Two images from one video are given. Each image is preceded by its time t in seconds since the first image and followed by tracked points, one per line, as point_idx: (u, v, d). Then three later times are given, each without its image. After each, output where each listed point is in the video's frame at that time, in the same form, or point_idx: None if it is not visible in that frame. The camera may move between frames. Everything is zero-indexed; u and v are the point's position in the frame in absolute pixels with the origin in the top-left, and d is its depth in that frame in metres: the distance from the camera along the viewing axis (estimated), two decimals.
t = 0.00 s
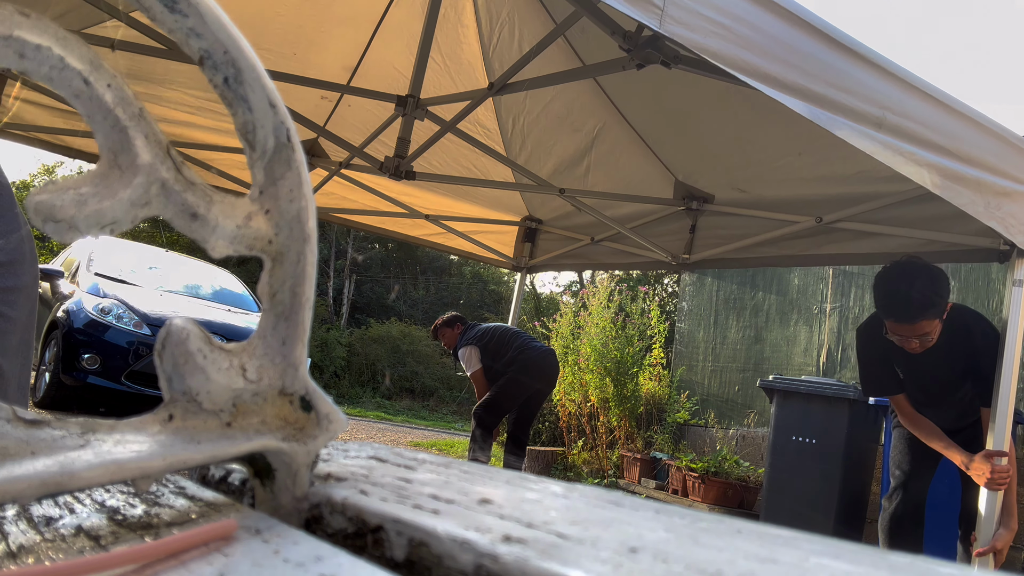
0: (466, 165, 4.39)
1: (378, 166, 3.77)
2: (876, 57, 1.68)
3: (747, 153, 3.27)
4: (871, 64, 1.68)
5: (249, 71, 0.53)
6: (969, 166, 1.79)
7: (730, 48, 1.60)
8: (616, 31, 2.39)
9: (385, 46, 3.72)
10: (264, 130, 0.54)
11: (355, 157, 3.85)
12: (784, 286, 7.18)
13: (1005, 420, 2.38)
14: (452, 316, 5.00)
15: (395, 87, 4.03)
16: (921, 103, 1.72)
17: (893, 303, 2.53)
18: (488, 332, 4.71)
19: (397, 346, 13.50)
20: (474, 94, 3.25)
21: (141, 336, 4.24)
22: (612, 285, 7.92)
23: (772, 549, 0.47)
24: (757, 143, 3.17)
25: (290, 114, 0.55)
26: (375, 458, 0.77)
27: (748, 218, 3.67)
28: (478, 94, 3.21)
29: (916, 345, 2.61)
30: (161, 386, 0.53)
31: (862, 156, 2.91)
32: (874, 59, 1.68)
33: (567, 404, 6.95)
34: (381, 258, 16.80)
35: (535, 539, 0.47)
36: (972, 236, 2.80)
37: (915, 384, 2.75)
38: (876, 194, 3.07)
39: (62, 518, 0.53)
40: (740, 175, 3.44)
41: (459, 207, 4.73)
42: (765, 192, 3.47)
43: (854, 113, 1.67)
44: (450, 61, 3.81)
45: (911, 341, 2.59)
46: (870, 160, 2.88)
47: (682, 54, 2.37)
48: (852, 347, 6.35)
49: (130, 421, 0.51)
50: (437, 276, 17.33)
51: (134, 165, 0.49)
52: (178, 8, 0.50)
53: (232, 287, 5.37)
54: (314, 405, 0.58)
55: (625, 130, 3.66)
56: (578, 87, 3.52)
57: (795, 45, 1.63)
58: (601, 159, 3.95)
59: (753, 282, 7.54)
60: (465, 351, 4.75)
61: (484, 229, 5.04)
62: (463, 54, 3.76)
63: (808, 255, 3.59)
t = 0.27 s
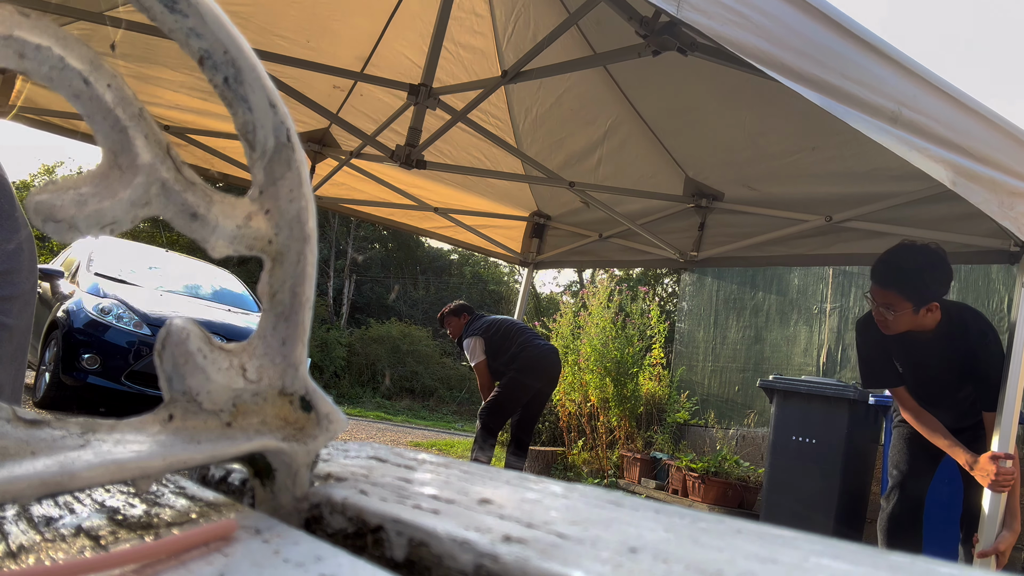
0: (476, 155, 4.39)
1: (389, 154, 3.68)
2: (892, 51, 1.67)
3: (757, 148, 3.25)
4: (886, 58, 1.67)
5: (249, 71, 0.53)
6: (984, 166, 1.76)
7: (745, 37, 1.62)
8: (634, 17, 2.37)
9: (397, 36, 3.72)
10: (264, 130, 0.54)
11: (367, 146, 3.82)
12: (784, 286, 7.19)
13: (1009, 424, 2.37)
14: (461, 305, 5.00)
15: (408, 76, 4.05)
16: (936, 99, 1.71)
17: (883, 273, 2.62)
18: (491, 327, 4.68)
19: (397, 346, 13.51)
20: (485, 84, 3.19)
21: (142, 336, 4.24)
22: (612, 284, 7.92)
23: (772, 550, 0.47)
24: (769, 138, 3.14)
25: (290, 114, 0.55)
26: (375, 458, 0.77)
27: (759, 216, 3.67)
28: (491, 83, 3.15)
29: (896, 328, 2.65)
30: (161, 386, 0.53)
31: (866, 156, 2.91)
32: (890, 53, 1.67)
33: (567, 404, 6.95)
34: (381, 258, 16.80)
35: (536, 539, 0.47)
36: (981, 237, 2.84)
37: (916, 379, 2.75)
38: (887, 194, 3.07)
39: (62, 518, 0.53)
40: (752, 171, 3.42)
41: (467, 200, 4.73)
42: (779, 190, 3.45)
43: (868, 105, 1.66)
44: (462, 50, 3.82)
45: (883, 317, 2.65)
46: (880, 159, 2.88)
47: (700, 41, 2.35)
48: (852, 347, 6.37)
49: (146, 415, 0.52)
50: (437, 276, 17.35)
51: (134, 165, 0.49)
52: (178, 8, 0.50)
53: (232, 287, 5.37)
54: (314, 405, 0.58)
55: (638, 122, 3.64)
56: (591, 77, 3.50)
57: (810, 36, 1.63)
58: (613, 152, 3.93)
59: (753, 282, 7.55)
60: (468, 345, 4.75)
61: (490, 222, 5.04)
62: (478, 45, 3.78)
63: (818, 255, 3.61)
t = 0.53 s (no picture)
0: (480, 157, 4.38)
1: (396, 151, 3.66)
2: (898, 55, 1.67)
3: (761, 152, 3.24)
4: (892, 62, 1.67)
5: (249, 71, 0.53)
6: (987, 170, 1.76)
7: (752, 36, 1.62)
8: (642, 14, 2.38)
9: (406, 38, 3.73)
10: (264, 131, 0.54)
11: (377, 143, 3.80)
12: (784, 286, 7.20)
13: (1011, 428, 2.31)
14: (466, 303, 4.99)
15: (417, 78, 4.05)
16: (942, 104, 1.71)
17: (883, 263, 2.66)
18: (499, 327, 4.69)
19: (397, 346, 13.51)
20: (494, 83, 3.18)
21: (142, 336, 4.24)
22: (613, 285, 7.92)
23: (772, 550, 0.47)
24: (775, 141, 3.13)
25: (290, 114, 0.55)
26: (375, 458, 0.77)
27: (766, 221, 3.65)
28: (499, 81, 3.14)
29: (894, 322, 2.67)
30: (161, 386, 0.53)
31: (866, 158, 2.91)
32: (896, 57, 1.67)
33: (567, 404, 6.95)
34: (381, 258, 16.80)
35: (536, 539, 0.47)
36: (983, 242, 2.86)
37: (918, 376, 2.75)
38: (891, 198, 3.08)
39: (62, 518, 0.53)
40: (757, 175, 3.42)
41: (474, 201, 4.74)
42: (782, 195, 3.46)
43: (875, 109, 1.66)
44: (470, 53, 3.82)
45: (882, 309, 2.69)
46: (883, 162, 2.88)
47: (707, 40, 2.36)
48: (852, 347, 6.40)
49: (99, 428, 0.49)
50: (437, 276, 17.35)
51: (134, 165, 0.49)
52: (178, 9, 0.50)
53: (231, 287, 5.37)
54: (314, 405, 0.58)
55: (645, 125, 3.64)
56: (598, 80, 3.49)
57: (815, 38, 1.63)
58: (619, 154, 3.92)
59: (753, 283, 7.56)
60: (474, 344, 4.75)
61: (493, 224, 5.04)
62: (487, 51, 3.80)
63: (822, 261, 3.61)
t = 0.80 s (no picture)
0: (482, 157, 4.38)
1: (395, 150, 3.63)
2: (893, 53, 1.67)
3: (762, 151, 3.24)
4: (887, 60, 1.67)
5: (249, 70, 0.53)
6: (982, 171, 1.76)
7: (745, 35, 1.63)
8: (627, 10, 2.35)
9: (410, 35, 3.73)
10: (264, 130, 0.54)
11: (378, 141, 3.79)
12: (784, 286, 7.20)
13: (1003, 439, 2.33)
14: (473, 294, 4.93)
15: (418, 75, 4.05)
16: (937, 103, 1.70)
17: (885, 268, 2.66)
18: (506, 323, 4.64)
19: (397, 346, 13.51)
20: (489, 79, 3.19)
21: (142, 336, 4.24)
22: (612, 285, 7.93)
23: (773, 550, 0.47)
24: (776, 141, 3.13)
25: (290, 114, 0.55)
26: (375, 458, 0.77)
27: (769, 223, 3.64)
28: (493, 79, 3.14)
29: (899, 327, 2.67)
30: (161, 386, 0.53)
31: (866, 159, 2.91)
32: (892, 55, 1.66)
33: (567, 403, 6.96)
34: (380, 258, 16.79)
35: (536, 539, 0.47)
36: (984, 246, 2.83)
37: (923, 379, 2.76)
38: (891, 199, 3.07)
39: (62, 518, 0.53)
40: (759, 175, 3.42)
41: (479, 202, 4.75)
42: (780, 195, 3.46)
43: (867, 108, 1.66)
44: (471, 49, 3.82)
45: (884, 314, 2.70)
46: (882, 165, 2.88)
47: (693, 34, 2.34)
48: (852, 346, 6.41)
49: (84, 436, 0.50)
50: (437, 276, 17.36)
51: (134, 166, 0.49)
52: (178, 8, 0.50)
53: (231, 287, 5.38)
54: (314, 405, 0.58)
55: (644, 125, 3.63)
56: (598, 78, 3.49)
57: (811, 36, 1.63)
58: (619, 155, 3.92)
59: (753, 283, 7.57)
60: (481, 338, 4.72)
61: (494, 224, 5.04)
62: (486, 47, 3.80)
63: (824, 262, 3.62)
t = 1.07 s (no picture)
0: (476, 158, 4.38)
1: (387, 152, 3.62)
2: (891, 54, 1.67)
3: (757, 153, 3.25)
4: (884, 62, 1.67)
5: (249, 70, 0.53)
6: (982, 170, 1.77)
7: (740, 35, 1.62)
8: (626, 10, 2.34)
9: (402, 33, 3.71)
10: (264, 131, 0.54)
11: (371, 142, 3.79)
12: (784, 286, 7.19)
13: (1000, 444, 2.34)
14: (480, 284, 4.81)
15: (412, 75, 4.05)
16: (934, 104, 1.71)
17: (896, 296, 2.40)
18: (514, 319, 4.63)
19: (397, 346, 13.51)
20: (483, 80, 3.19)
21: (142, 336, 4.24)
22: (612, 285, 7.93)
23: (774, 550, 0.47)
24: (771, 144, 3.14)
25: (290, 114, 0.55)
26: (375, 458, 0.76)
27: (758, 220, 3.67)
28: (487, 80, 3.14)
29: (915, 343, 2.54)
30: (161, 386, 0.53)
31: (864, 159, 2.91)
32: (889, 56, 1.67)
33: (567, 403, 6.99)
34: (380, 258, 16.80)
35: (535, 539, 0.47)
36: (979, 244, 2.81)
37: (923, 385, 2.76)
38: (888, 199, 3.07)
39: (62, 518, 0.53)
40: (750, 176, 3.45)
41: (474, 202, 4.75)
42: (775, 193, 3.47)
43: (869, 110, 1.66)
44: (465, 50, 3.81)
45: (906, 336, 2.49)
46: (881, 165, 2.88)
47: (692, 36, 2.35)
48: (852, 347, 6.40)
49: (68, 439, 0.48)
50: (438, 276, 17.35)
51: (134, 166, 0.49)
52: (178, 9, 0.50)
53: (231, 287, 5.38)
54: (314, 405, 0.58)
55: (638, 126, 3.64)
56: (591, 80, 3.49)
57: (810, 38, 1.63)
58: (614, 156, 3.93)
59: (753, 283, 7.56)
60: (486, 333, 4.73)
61: (491, 224, 5.04)
62: (481, 47, 3.79)
63: (813, 260, 3.60)
